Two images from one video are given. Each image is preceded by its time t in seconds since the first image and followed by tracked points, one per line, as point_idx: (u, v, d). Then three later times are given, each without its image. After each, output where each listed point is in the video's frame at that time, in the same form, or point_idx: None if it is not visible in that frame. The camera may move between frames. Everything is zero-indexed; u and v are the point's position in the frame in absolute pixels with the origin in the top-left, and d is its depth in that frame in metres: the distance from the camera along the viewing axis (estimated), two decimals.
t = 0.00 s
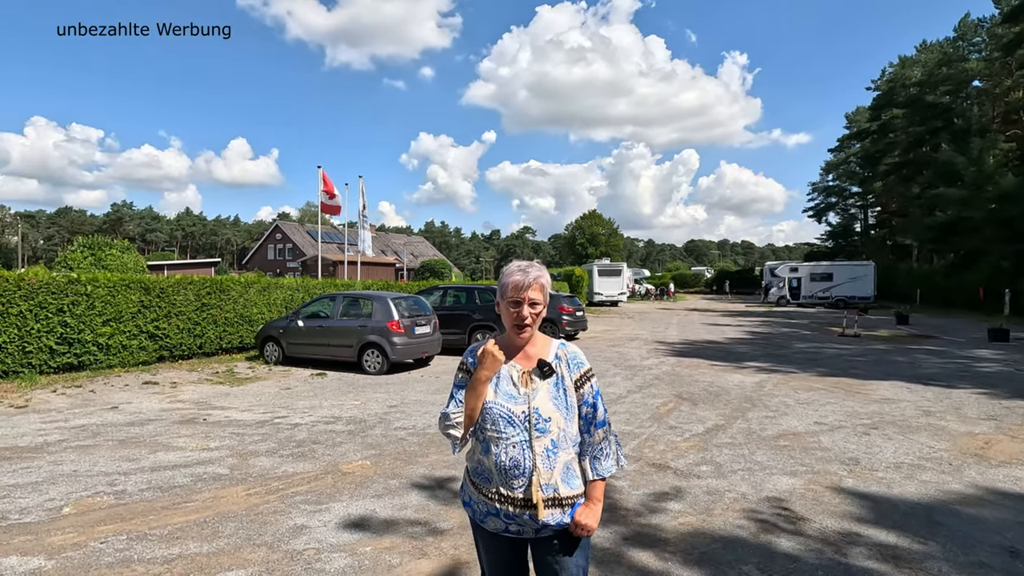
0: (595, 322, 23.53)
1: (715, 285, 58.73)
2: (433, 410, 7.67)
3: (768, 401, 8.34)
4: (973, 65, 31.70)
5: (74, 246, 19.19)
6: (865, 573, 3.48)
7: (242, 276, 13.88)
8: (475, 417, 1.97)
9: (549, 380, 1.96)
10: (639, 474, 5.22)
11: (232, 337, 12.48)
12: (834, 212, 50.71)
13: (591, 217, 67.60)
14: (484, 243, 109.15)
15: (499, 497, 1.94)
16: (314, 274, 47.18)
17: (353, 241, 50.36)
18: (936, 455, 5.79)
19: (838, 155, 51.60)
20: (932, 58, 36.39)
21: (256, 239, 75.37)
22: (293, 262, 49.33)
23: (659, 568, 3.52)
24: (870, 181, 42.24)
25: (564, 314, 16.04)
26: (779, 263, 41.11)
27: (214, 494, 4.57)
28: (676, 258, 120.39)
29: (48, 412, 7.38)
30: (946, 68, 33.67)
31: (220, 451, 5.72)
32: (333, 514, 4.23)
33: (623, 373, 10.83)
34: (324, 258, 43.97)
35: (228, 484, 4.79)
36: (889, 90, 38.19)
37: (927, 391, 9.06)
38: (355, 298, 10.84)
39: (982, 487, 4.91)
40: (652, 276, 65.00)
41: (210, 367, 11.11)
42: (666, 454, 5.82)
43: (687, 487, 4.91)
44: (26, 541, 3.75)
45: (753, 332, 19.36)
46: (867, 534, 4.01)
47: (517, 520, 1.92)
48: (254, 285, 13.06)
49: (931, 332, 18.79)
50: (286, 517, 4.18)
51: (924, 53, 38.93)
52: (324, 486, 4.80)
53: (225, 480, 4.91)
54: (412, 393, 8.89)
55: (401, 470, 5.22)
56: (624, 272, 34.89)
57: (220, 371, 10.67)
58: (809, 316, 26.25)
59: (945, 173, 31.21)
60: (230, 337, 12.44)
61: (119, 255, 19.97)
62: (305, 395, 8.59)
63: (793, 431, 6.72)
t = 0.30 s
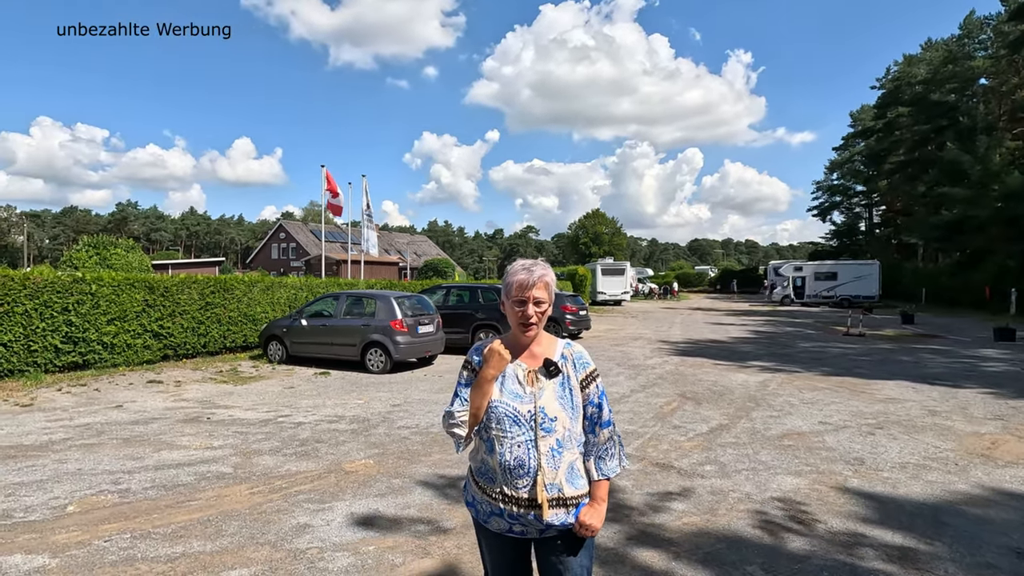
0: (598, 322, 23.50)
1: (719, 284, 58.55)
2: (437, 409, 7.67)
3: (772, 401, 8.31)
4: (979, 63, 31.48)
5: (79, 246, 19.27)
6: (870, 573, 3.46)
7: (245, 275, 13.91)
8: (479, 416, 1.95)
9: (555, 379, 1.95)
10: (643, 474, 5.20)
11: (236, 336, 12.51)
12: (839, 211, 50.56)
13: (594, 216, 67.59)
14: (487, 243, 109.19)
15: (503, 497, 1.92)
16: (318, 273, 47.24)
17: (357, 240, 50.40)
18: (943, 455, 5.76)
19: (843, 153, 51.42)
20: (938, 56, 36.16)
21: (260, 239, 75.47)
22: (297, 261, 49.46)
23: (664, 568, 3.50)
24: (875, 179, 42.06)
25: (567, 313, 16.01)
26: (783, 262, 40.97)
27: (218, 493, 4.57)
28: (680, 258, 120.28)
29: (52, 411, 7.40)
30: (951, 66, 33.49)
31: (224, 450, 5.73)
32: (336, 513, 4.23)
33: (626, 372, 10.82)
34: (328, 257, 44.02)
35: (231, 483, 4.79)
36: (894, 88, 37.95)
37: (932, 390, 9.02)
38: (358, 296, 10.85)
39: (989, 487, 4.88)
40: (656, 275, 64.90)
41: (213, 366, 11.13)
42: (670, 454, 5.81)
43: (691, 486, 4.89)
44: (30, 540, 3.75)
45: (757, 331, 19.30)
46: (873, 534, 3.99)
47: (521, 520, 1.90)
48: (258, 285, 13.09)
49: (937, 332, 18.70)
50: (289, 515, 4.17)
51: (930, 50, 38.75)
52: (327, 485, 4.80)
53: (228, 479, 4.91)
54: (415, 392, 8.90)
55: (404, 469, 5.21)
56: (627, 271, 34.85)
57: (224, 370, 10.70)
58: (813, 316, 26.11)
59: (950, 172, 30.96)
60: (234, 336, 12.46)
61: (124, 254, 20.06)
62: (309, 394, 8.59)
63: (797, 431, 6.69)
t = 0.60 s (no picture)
0: (601, 321, 23.47)
1: (722, 284, 58.43)
2: (439, 408, 7.67)
3: (776, 400, 8.29)
4: (984, 61, 31.35)
5: (83, 245, 19.33)
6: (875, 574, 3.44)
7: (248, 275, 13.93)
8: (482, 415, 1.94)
9: (559, 379, 1.94)
10: (646, 473, 5.19)
11: (240, 334, 12.53)
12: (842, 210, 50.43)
13: (597, 215, 67.55)
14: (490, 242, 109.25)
15: (506, 497, 1.91)
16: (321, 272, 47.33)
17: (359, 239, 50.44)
18: (947, 455, 5.73)
19: (847, 152, 51.27)
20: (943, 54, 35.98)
21: (264, 239, 75.53)
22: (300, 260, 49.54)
23: (667, 568, 3.49)
24: (879, 178, 41.94)
25: (570, 312, 15.99)
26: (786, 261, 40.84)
27: (221, 492, 4.57)
28: (682, 257, 120.10)
29: (56, 409, 7.43)
30: (956, 65, 33.36)
31: (227, 448, 5.74)
32: (339, 512, 4.23)
33: (629, 371, 10.80)
34: (331, 256, 44.07)
35: (235, 481, 4.80)
36: (898, 86, 37.67)
37: (937, 390, 8.98)
38: (361, 296, 10.84)
39: (994, 487, 4.85)
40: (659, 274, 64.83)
41: (217, 365, 11.15)
42: (673, 453, 5.79)
43: (694, 486, 4.87)
44: (34, 538, 3.76)
45: (761, 331, 19.25)
46: (877, 534, 3.96)
47: (524, 520, 1.90)
48: (261, 284, 13.12)
49: (942, 331, 18.61)
50: (292, 514, 4.17)
51: (934, 49, 38.62)
52: (330, 484, 4.80)
53: (231, 478, 4.91)
54: (417, 391, 8.89)
55: (407, 468, 5.21)
56: (630, 270, 34.81)
57: (227, 369, 10.72)
58: (817, 316, 26.00)
59: (955, 170, 30.69)
60: (238, 335, 12.49)
61: (128, 253, 20.12)
62: (312, 393, 8.59)
63: (801, 430, 6.67)
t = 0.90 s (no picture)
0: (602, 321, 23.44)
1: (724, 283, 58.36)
2: (441, 407, 7.67)
3: (778, 400, 8.27)
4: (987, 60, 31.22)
5: (86, 244, 19.36)
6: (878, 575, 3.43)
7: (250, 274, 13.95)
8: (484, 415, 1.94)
9: (562, 379, 1.93)
10: (649, 473, 5.18)
11: (242, 334, 12.54)
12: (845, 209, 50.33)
13: (599, 214, 67.47)
14: (492, 241, 109.18)
15: (509, 496, 1.91)
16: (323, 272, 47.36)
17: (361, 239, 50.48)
18: (951, 455, 5.72)
19: (850, 151, 51.14)
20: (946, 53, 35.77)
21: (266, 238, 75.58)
22: (302, 259, 49.58)
23: (670, 568, 3.48)
24: (882, 177, 41.82)
25: (572, 312, 15.96)
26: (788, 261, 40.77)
27: (223, 491, 4.57)
28: (683, 257, 119.96)
29: (60, 408, 7.44)
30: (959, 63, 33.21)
31: (229, 448, 5.74)
32: (341, 511, 4.23)
33: (631, 371, 10.79)
34: (332, 255, 44.07)
35: (237, 481, 4.80)
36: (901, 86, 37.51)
37: (940, 390, 8.96)
38: (363, 295, 10.83)
39: (998, 487, 4.83)
40: (661, 274, 64.74)
41: (219, 364, 11.15)
42: (675, 453, 5.78)
43: (696, 486, 4.86)
44: (37, 537, 3.77)
45: (763, 330, 19.21)
46: (880, 535, 3.95)
47: (526, 519, 1.89)
48: (263, 283, 13.13)
49: (945, 331, 18.55)
50: (294, 514, 4.17)
51: (937, 48, 38.47)
52: (332, 483, 4.80)
53: (233, 477, 4.91)
54: (419, 390, 8.90)
55: (408, 467, 5.21)
56: (632, 269, 34.77)
57: (229, 368, 10.74)
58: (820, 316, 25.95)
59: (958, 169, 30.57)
60: (240, 335, 12.50)
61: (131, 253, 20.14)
62: (314, 392, 8.60)
63: (803, 430, 6.66)
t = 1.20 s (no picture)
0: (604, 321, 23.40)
1: (726, 283, 58.22)
2: (442, 407, 7.67)
3: (780, 400, 8.25)
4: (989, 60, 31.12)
5: (88, 243, 19.36)
6: None
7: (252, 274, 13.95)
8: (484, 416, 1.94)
9: (563, 380, 1.93)
10: (650, 473, 5.18)
11: (243, 334, 12.54)
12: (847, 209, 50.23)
13: (600, 214, 67.32)
14: (494, 241, 109.04)
15: (509, 497, 1.91)
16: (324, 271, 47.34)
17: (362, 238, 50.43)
18: (954, 455, 5.70)
19: (852, 150, 51.01)
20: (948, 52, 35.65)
21: (267, 238, 75.51)
22: (304, 259, 49.62)
23: (671, 568, 3.48)
24: (883, 177, 41.74)
25: (573, 311, 15.93)
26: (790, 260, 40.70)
27: (225, 491, 4.57)
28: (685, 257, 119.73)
29: (61, 408, 7.44)
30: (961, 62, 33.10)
31: (230, 448, 5.74)
32: (342, 511, 4.23)
33: (632, 371, 10.77)
34: (334, 255, 44.03)
35: (239, 480, 4.80)
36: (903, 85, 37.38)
37: (943, 390, 8.93)
38: (364, 295, 10.83)
39: (1000, 488, 4.82)
40: (662, 274, 64.62)
41: (221, 364, 11.16)
42: (677, 453, 5.77)
43: (698, 486, 4.85)
44: (38, 537, 3.77)
45: (765, 330, 19.13)
46: (883, 535, 3.94)
47: (526, 520, 1.89)
48: (265, 283, 13.13)
49: (947, 331, 18.48)
50: (295, 513, 4.17)
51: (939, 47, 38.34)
52: (333, 483, 4.80)
53: (235, 476, 4.91)
54: (421, 390, 8.89)
55: (410, 467, 5.21)
56: (633, 269, 34.70)
57: (230, 368, 10.74)
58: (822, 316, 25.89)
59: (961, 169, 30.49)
60: (241, 334, 12.50)
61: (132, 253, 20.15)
62: (316, 392, 8.61)
63: (805, 430, 6.64)
